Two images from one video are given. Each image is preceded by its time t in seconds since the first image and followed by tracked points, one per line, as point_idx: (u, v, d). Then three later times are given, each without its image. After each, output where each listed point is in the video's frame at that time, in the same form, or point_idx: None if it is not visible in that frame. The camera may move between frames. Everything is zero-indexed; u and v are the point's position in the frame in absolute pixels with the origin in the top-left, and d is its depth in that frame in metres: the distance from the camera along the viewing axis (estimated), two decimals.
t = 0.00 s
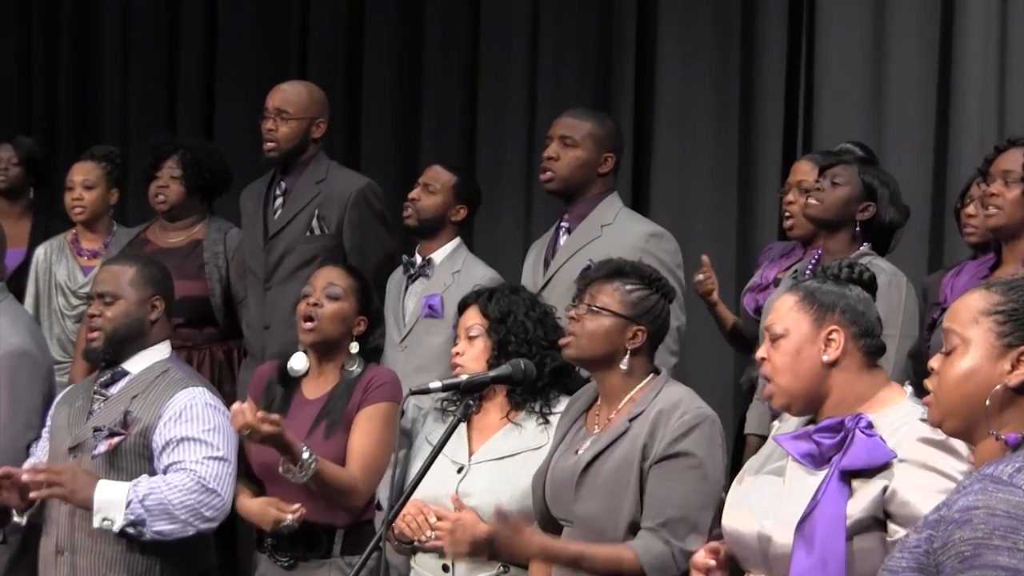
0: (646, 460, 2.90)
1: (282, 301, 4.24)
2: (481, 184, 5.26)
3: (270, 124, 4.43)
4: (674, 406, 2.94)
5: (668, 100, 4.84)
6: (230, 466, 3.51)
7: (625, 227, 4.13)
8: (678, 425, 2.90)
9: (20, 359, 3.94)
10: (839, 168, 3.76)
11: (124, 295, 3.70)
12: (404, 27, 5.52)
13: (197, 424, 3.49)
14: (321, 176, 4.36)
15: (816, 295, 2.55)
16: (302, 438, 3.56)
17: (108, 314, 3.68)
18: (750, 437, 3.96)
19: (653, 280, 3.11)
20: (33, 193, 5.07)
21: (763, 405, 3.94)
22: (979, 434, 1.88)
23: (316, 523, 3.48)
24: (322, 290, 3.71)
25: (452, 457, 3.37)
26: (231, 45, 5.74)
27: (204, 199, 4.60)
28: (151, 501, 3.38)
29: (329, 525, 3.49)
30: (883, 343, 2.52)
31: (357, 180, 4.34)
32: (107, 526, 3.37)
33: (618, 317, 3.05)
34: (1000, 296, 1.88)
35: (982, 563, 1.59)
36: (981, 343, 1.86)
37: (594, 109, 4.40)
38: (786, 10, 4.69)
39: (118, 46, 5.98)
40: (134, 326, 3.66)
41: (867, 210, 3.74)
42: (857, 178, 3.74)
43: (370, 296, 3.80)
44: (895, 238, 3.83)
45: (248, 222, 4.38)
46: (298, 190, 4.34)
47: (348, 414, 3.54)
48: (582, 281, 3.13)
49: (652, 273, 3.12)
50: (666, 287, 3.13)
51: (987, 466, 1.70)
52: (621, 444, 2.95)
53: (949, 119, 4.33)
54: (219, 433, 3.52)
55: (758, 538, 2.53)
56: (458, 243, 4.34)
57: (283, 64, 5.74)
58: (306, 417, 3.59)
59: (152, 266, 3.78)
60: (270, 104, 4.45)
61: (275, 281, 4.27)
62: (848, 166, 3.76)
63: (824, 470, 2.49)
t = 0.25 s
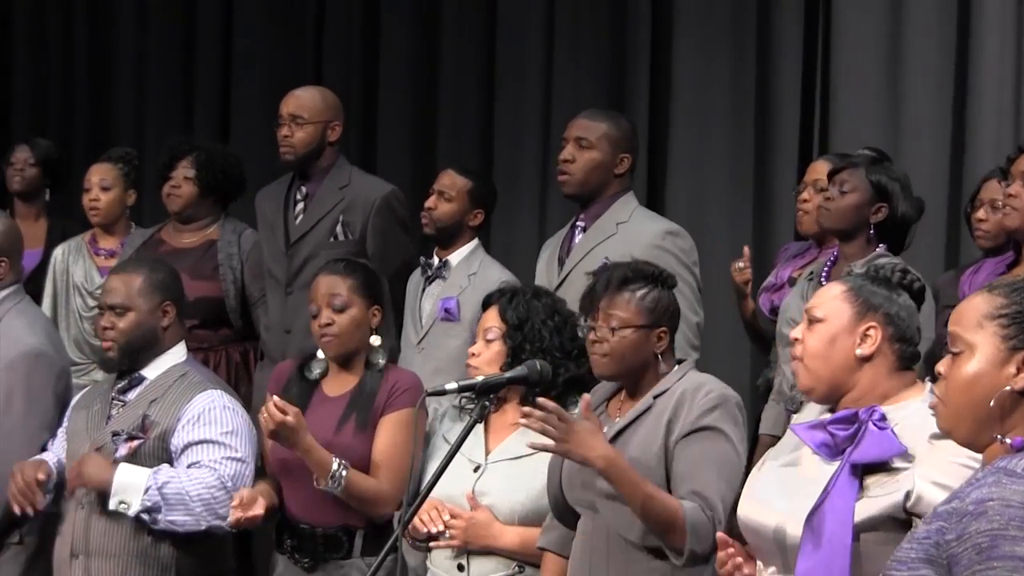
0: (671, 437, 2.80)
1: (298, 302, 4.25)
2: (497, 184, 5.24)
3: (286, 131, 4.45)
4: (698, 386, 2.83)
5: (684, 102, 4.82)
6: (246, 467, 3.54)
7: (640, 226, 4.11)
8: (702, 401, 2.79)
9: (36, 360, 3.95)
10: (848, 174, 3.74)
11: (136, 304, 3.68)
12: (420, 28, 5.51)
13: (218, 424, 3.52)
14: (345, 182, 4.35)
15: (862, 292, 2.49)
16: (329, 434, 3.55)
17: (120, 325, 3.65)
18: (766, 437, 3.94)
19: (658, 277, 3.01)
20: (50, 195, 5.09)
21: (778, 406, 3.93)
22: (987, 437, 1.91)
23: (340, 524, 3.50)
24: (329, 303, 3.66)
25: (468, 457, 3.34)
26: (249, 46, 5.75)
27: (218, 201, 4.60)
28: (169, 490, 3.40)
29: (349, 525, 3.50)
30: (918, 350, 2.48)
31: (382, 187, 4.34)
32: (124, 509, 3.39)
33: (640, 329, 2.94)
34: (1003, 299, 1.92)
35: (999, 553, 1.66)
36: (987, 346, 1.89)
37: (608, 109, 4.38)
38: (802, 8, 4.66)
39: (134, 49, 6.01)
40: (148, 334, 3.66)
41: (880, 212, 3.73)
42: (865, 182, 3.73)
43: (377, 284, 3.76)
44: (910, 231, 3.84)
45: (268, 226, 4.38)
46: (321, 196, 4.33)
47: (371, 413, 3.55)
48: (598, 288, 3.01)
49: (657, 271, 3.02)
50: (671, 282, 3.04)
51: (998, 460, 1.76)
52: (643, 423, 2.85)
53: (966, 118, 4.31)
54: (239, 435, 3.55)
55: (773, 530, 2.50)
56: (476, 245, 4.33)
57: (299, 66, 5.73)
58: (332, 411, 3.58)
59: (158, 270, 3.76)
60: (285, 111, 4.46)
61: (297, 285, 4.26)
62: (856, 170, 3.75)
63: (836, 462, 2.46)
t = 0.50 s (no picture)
0: (694, 456, 2.95)
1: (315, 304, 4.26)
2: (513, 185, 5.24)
3: (305, 134, 4.44)
4: (720, 404, 2.99)
5: (698, 105, 4.81)
6: (255, 476, 3.54)
7: (659, 231, 4.09)
8: (726, 422, 2.95)
9: (53, 361, 3.96)
10: (856, 180, 3.80)
11: (157, 303, 3.69)
12: (436, 31, 5.50)
13: (225, 433, 3.51)
14: (367, 181, 4.38)
15: (887, 292, 2.57)
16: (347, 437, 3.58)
17: (140, 323, 3.67)
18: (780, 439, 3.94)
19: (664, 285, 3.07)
20: (67, 197, 5.11)
21: (793, 408, 3.93)
22: (1006, 443, 1.92)
23: (356, 526, 3.52)
24: (343, 313, 3.68)
25: (490, 460, 3.40)
26: (264, 46, 5.76)
27: (232, 204, 4.54)
28: (175, 520, 3.41)
29: (366, 528, 3.52)
30: (944, 347, 2.55)
31: (404, 185, 4.39)
32: (136, 551, 3.40)
33: (652, 339, 3.01)
34: (1012, 303, 1.92)
35: None
36: (1000, 353, 1.90)
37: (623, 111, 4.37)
38: (818, 8, 4.65)
39: (150, 51, 6.02)
40: (168, 334, 3.67)
41: (892, 216, 3.79)
42: (876, 188, 3.78)
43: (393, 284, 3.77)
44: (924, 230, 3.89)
45: (289, 227, 4.40)
46: (344, 194, 4.36)
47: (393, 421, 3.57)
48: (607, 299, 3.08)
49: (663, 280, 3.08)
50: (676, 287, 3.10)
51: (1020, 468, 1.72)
52: (664, 440, 2.99)
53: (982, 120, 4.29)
54: (248, 441, 3.54)
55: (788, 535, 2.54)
56: (493, 247, 4.33)
57: (315, 68, 5.74)
58: (348, 416, 3.61)
59: (181, 271, 3.77)
60: (304, 113, 4.45)
61: (319, 284, 4.30)
62: (865, 175, 3.80)
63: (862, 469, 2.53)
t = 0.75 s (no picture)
0: (708, 456, 3.01)
1: (331, 304, 4.26)
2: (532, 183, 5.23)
3: (328, 132, 4.43)
4: (731, 403, 3.05)
5: (716, 106, 4.80)
6: (264, 475, 3.54)
7: (676, 232, 4.09)
8: (737, 421, 3.01)
9: (71, 361, 3.96)
10: (874, 181, 3.78)
11: (174, 303, 3.70)
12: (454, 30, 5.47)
13: (237, 435, 3.51)
14: (390, 179, 4.38)
15: (898, 295, 2.57)
16: (363, 441, 3.59)
17: (157, 321, 3.68)
18: (799, 440, 3.94)
19: (689, 285, 3.15)
20: (84, 198, 5.12)
21: (811, 408, 3.92)
22: None
23: (373, 527, 3.54)
24: (360, 309, 3.70)
25: (516, 462, 3.45)
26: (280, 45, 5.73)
27: (247, 204, 4.50)
28: (182, 527, 3.41)
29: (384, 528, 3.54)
30: (961, 346, 2.53)
31: (427, 182, 4.39)
32: (146, 562, 3.39)
33: (673, 333, 3.09)
34: None
35: None
36: None
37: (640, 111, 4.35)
38: (835, 7, 4.62)
39: (168, 52, 6.03)
40: (183, 334, 3.68)
41: (907, 220, 3.77)
42: (894, 189, 3.76)
43: (410, 290, 3.79)
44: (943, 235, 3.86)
45: (313, 226, 4.41)
46: (369, 192, 4.35)
47: (411, 422, 3.57)
48: (629, 295, 3.15)
49: (688, 279, 3.17)
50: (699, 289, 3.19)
51: None
52: (678, 443, 3.05)
53: (1002, 119, 4.27)
54: (260, 442, 3.54)
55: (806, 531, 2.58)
56: (511, 248, 4.27)
57: (332, 69, 5.74)
58: (365, 418, 3.62)
59: (204, 273, 3.78)
60: (327, 111, 4.44)
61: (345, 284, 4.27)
62: (884, 177, 3.78)
63: (883, 470, 2.53)
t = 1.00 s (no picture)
0: (722, 457, 3.00)
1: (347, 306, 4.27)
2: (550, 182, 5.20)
3: (351, 131, 4.41)
4: (745, 403, 3.04)
5: (730, 107, 4.78)
6: (276, 476, 3.55)
7: (693, 231, 4.07)
8: (752, 421, 3.00)
9: (88, 363, 3.96)
10: (894, 180, 3.75)
11: (191, 304, 3.71)
12: (470, 29, 5.46)
13: (250, 434, 3.52)
14: (413, 179, 4.38)
15: (913, 295, 2.55)
16: (377, 444, 3.59)
17: (173, 321, 3.69)
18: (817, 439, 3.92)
19: (708, 285, 3.14)
20: (102, 200, 5.13)
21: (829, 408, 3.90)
22: None
23: (391, 529, 3.54)
24: (380, 307, 3.70)
25: (539, 462, 3.46)
26: (296, 46, 5.73)
27: (264, 206, 4.39)
28: (191, 516, 3.43)
29: (402, 529, 3.55)
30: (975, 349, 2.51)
31: (452, 182, 4.40)
32: (150, 544, 3.43)
33: (688, 329, 3.08)
34: None
35: None
36: None
37: (656, 110, 4.33)
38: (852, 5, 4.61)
39: (185, 55, 6.04)
40: (198, 335, 3.68)
41: (925, 220, 3.74)
42: (913, 189, 3.73)
43: (428, 292, 3.79)
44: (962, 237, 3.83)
45: (336, 226, 4.42)
46: (392, 193, 4.36)
47: (427, 421, 3.57)
48: (645, 292, 3.16)
49: (707, 279, 3.16)
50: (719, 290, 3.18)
51: None
52: (693, 444, 3.04)
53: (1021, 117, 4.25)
54: (274, 442, 3.55)
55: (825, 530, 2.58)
56: (530, 247, 4.22)
57: (348, 70, 5.73)
58: (380, 420, 3.62)
59: (223, 275, 3.79)
60: (349, 110, 4.42)
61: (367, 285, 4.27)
62: (904, 176, 3.75)
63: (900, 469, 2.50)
